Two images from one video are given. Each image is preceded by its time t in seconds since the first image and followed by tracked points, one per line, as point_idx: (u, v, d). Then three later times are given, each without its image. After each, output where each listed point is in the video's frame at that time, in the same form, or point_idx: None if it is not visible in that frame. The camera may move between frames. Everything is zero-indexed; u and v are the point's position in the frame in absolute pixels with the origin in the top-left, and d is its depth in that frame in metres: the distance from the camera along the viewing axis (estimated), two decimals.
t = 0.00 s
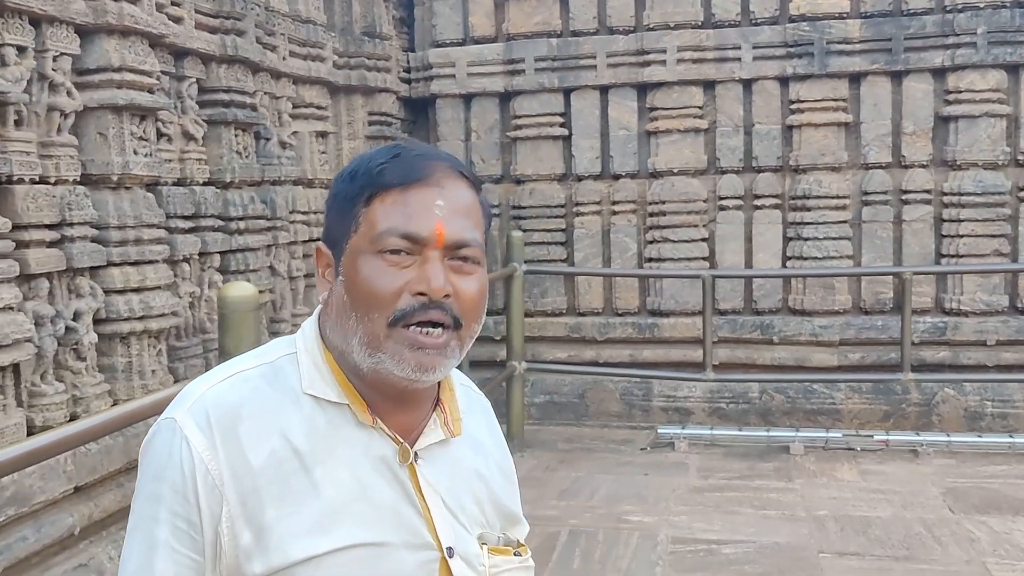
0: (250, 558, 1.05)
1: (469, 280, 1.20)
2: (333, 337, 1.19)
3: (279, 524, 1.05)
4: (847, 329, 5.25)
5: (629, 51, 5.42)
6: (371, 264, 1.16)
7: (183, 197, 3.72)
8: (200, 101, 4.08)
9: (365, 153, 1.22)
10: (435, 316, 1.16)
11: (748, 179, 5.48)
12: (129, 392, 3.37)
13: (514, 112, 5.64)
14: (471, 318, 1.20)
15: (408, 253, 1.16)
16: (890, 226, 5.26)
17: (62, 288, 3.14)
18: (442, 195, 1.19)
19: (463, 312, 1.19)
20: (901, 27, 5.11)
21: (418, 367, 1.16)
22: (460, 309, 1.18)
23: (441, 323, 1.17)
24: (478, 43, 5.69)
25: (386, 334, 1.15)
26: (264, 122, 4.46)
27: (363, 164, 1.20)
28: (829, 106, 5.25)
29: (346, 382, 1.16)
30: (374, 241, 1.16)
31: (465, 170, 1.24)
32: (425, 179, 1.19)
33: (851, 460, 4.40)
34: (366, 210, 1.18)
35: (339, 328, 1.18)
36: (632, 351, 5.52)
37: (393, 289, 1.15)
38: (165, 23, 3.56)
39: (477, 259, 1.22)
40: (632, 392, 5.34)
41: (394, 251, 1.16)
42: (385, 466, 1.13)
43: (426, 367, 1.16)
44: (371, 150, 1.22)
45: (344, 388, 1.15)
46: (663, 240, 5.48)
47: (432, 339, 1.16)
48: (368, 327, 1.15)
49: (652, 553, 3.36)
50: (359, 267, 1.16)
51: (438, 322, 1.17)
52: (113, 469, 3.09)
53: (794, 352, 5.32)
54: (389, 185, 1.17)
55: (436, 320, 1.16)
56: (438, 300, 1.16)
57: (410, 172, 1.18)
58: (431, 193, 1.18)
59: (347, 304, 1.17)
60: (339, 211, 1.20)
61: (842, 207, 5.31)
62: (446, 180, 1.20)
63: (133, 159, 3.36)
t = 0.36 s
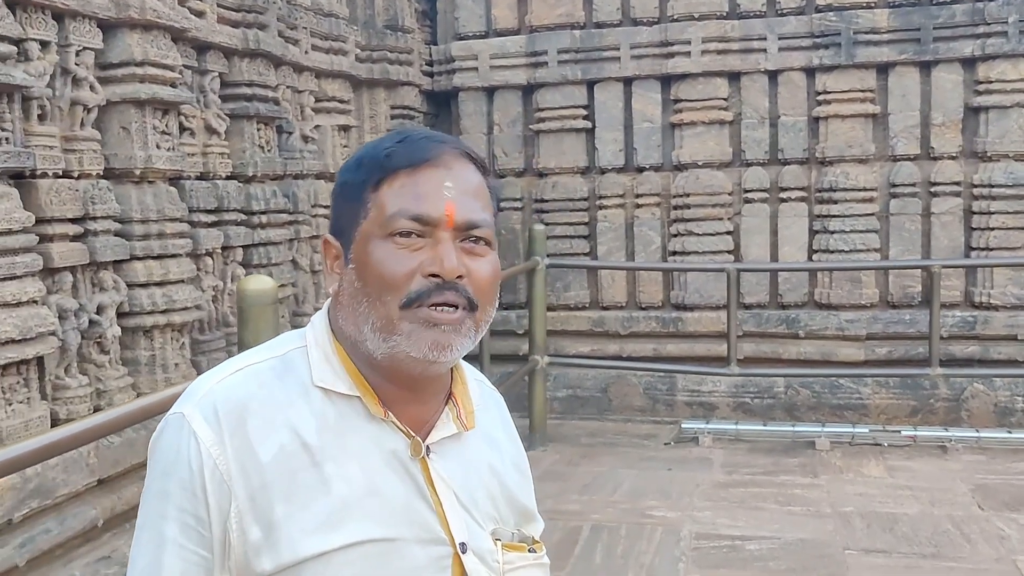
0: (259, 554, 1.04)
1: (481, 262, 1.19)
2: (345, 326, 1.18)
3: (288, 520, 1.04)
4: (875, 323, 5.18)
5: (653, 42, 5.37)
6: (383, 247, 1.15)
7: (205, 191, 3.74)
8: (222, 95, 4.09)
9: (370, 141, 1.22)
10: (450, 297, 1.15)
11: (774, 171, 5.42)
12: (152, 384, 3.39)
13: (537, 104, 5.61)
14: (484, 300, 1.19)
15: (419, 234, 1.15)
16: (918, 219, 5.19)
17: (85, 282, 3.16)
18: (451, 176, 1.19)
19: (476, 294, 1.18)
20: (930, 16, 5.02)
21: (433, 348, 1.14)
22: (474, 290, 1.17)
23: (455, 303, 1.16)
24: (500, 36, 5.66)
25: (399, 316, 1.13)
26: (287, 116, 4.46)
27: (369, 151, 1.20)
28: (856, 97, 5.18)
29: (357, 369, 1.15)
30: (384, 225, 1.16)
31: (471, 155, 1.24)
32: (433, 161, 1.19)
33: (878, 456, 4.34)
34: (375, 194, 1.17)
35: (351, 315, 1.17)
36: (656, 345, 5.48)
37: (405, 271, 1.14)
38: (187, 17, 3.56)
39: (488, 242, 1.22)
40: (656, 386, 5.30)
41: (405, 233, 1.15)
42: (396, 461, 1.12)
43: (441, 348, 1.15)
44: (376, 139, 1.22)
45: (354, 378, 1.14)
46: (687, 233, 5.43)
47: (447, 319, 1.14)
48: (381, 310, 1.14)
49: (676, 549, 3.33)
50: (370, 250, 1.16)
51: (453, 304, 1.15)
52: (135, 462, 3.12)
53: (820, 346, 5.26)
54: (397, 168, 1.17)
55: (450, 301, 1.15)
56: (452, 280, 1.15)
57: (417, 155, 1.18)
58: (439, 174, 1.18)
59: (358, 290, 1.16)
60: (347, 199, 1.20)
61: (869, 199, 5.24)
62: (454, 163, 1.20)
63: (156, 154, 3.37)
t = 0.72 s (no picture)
0: (268, 545, 1.05)
1: (491, 271, 1.18)
2: (354, 323, 1.18)
3: (297, 511, 1.05)
4: (891, 318, 5.15)
5: (669, 35, 5.35)
6: (392, 252, 1.15)
7: (221, 185, 3.75)
8: (238, 90, 4.11)
9: (390, 135, 1.20)
10: (457, 308, 1.15)
11: (790, 165, 5.39)
12: (169, 378, 3.41)
13: (552, 98, 5.60)
14: (492, 309, 1.19)
15: (429, 242, 1.15)
16: (936, 213, 5.15)
17: (102, 276, 3.19)
18: (466, 183, 1.17)
19: (484, 303, 1.17)
20: (949, 8, 4.97)
21: (437, 359, 1.15)
22: (482, 301, 1.17)
23: (461, 314, 1.16)
24: (515, 29, 5.66)
25: (405, 324, 1.14)
26: (302, 110, 4.47)
27: (386, 147, 1.18)
28: (873, 90, 5.14)
29: (366, 364, 1.15)
30: (395, 228, 1.15)
31: (491, 156, 1.22)
32: (448, 165, 1.17)
33: (895, 451, 4.31)
34: (388, 196, 1.16)
35: (359, 313, 1.17)
36: (671, 339, 5.47)
37: (413, 279, 1.14)
38: (203, 12, 3.58)
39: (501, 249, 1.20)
40: (671, 380, 5.29)
41: (415, 240, 1.14)
42: (404, 453, 1.12)
43: (446, 359, 1.15)
44: (393, 133, 1.20)
45: (364, 373, 1.14)
46: (703, 227, 5.41)
47: (452, 331, 1.14)
48: (388, 316, 1.14)
49: (690, 543, 3.32)
50: (380, 253, 1.15)
51: (459, 314, 1.15)
52: (152, 455, 3.14)
53: (837, 341, 5.24)
54: (411, 171, 1.15)
55: (456, 312, 1.15)
56: (459, 292, 1.15)
57: (432, 158, 1.16)
58: (454, 181, 1.16)
59: (367, 290, 1.16)
60: (360, 195, 1.19)
61: (886, 192, 5.20)
62: (471, 167, 1.18)
63: (171, 148, 3.39)
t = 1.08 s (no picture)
0: (274, 535, 1.06)
1: (501, 286, 1.17)
2: (361, 322, 1.18)
3: (303, 502, 1.05)
4: (905, 312, 5.12)
5: (681, 28, 5.32)
6: (402, 261, 1.14)
7: (233, 178, 3.77)
8: (250, 84, 4.12)
9: (411, 134, 1.18)
10: (462, 323, 1.15)
11: (803, 158, 5.37)
12: (182, 370, 3.44)
13: (564, 91, 5.59)
14: (500, 324, 1.18)
15: (440, 254, 1.13)
16: (951, 206, 5.11)
17: (116, 268, 3.21)
18: (483, 197, 1.15)
19: (491, 318, 1.17)
20: None
21: (439, 372, 1.14)
22: (489, 316, 1.16)
23: (467, 330, 1.15)
24: (528, 22, 5.65)
25: (410, 335, 1.13)
26: (314, 104, 4.48)
27: (406, 149, 1.16)
28: (888, 82, 5.10)
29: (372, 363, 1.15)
30: (406, 237, 1.14)
31: (514, 167, 1.20)
32: (466, 178, 1.15)
33: (908, 446, 4.29)
34: (403, 201, 1.15)
35: (367, 315, 1.17)
36: (683, 333, 5.45)
37: (421, 291, 1.13)
38: (215, 6, 3.59)
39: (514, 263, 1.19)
40: (683, 373, 5.28)
41: (426, 250, 1.13)
42: (409, 445, 1.13)
43: (448, 373, 1.15)
44: (414, 132, 1.18)
45: (370, 370, 1.14)
46: (715, 221, 5.39)
47: (456, 347, 1.14)
48: (394, 324, 1.14)
49: (701, 537, 3.32)
50: (390, 260, 1.14)
51: (464, 331, 1.15)
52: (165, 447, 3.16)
53: (850, 335, 5.21)
54: (427, 181, 1.14)
55: (461, 329, 1.15)
56: (466, 309, 1.14)
57: (450, 169, 1.14)
58: (470, 194, 1.15)
59: (376, 295, 1.16)
60: (375, 194, 1.18)
61: (900, 185, 5.17)
62: (489, 180, 1.16)
63: (184, 141, 3.41)
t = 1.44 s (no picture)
0: (287, 525, 1.06)
1: (514, 278, 1.18)
2: (375, 314, 1.19)
3: (316, 494, 1.06)
4: (917, 308, 5.11)
5: (694, 22, 5.31)
6: (415, 254, 1.14)
7: (246, 171, 3.78)
8: (263, 77, 4.13)
9: (424, 127, 1.18)
10: (476, 316, 1.15)
11: (816, 153, 5.35)
12: (194, 362, 3.46)
13: (576, 85, 5.59)
14: (513, 316, 1.19)
15: (453, 247, 1.14)
16: (964, 201, 5.09)
17: (129, 261, 3.23)
18: (495, 189, 1.16)
19: (504, 310, 1.17)
20: None
21: (453, 364, 1.15)
22: (502, 308, 1.17)
23: (481, 322, 1.16)
24: (540, 16, 5.64)
25: (423, 327, 1.14)
26: (326, 98, 4.49)
27: (420, 142, 1.17)
28: (901, 77, 5.08)
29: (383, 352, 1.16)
30: (419, 229, 1.15)
31: (528, 160, 1.20)
32: (479, 170, 1.15)
33: (919, 442, 4.28)
34: (416, 195, 1.16)
35: (381, 307, 1.18)
36: (694, 328, 5.45)
37: (434, 283, 1.14)
38: None
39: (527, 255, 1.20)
40: (694, 368, 5.28)
41: (439, 243, 1.14)
42: (422, 437, 1.13)
43: (462, 365, 1.16)
44: (427, 125, 1.19)
45: (382, 361, 1.15)
46: (727, 216, 5.38)
47: (471, 338, 1.15)
48: (408, 316, 1.14)
49: (711, 531, 3.32)
50: (403, 252, 1.15)
51: (478, 322, 1.15)
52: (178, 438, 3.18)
53: (862, 331, 5.20)
54: (440, 174, 1.14)
55: (475, 320, 1.15)
56: (479, 301, 1.14)
57: (463, 162, 1.15)
58: (483, 187, 1.15)
59: (389, 287, 1.16)
60: (388, 187, 1.19)
61: (913, 181, 5.15)
62: (501, 173, 1.16)
63: (197, 135, 3.42)
